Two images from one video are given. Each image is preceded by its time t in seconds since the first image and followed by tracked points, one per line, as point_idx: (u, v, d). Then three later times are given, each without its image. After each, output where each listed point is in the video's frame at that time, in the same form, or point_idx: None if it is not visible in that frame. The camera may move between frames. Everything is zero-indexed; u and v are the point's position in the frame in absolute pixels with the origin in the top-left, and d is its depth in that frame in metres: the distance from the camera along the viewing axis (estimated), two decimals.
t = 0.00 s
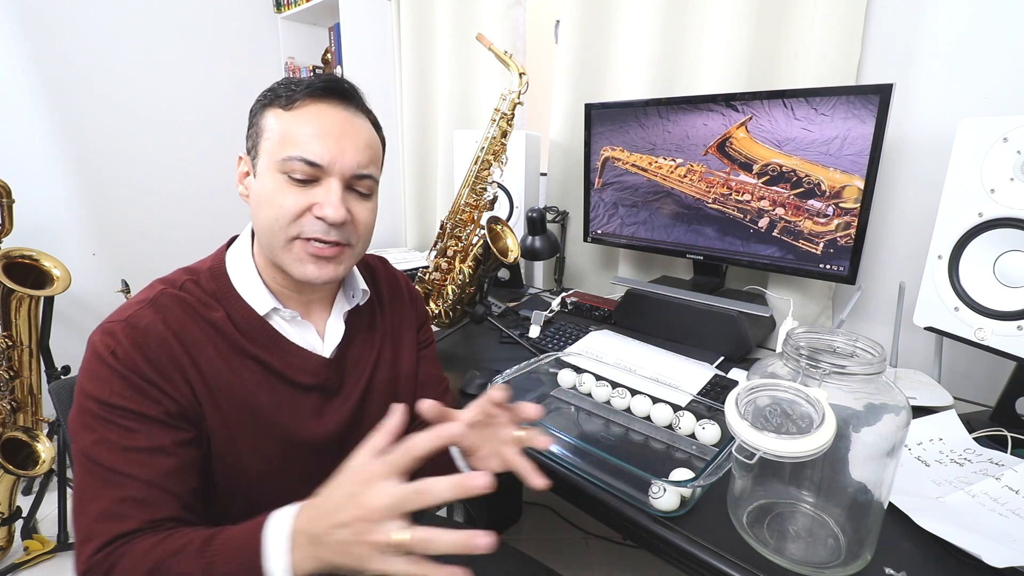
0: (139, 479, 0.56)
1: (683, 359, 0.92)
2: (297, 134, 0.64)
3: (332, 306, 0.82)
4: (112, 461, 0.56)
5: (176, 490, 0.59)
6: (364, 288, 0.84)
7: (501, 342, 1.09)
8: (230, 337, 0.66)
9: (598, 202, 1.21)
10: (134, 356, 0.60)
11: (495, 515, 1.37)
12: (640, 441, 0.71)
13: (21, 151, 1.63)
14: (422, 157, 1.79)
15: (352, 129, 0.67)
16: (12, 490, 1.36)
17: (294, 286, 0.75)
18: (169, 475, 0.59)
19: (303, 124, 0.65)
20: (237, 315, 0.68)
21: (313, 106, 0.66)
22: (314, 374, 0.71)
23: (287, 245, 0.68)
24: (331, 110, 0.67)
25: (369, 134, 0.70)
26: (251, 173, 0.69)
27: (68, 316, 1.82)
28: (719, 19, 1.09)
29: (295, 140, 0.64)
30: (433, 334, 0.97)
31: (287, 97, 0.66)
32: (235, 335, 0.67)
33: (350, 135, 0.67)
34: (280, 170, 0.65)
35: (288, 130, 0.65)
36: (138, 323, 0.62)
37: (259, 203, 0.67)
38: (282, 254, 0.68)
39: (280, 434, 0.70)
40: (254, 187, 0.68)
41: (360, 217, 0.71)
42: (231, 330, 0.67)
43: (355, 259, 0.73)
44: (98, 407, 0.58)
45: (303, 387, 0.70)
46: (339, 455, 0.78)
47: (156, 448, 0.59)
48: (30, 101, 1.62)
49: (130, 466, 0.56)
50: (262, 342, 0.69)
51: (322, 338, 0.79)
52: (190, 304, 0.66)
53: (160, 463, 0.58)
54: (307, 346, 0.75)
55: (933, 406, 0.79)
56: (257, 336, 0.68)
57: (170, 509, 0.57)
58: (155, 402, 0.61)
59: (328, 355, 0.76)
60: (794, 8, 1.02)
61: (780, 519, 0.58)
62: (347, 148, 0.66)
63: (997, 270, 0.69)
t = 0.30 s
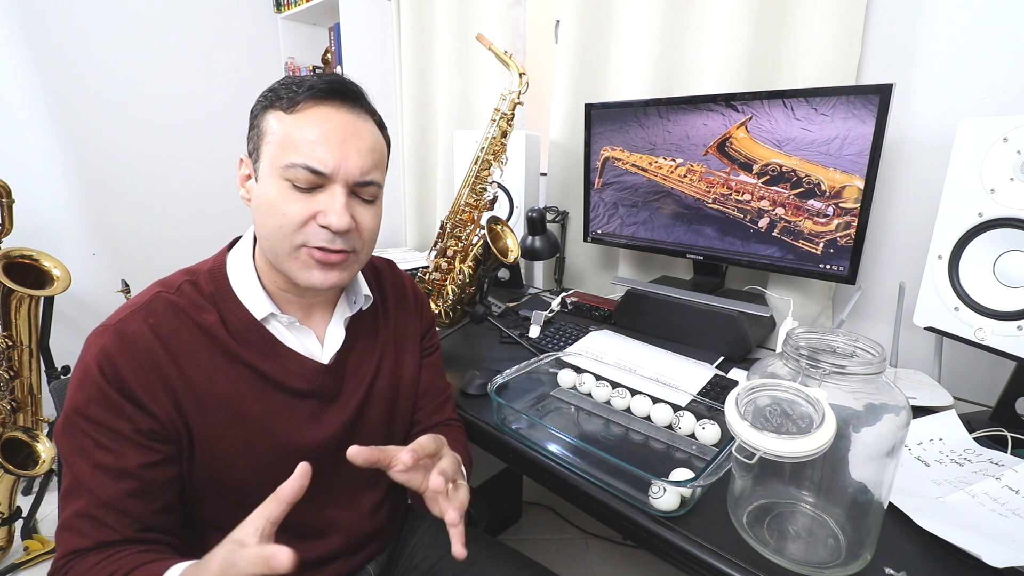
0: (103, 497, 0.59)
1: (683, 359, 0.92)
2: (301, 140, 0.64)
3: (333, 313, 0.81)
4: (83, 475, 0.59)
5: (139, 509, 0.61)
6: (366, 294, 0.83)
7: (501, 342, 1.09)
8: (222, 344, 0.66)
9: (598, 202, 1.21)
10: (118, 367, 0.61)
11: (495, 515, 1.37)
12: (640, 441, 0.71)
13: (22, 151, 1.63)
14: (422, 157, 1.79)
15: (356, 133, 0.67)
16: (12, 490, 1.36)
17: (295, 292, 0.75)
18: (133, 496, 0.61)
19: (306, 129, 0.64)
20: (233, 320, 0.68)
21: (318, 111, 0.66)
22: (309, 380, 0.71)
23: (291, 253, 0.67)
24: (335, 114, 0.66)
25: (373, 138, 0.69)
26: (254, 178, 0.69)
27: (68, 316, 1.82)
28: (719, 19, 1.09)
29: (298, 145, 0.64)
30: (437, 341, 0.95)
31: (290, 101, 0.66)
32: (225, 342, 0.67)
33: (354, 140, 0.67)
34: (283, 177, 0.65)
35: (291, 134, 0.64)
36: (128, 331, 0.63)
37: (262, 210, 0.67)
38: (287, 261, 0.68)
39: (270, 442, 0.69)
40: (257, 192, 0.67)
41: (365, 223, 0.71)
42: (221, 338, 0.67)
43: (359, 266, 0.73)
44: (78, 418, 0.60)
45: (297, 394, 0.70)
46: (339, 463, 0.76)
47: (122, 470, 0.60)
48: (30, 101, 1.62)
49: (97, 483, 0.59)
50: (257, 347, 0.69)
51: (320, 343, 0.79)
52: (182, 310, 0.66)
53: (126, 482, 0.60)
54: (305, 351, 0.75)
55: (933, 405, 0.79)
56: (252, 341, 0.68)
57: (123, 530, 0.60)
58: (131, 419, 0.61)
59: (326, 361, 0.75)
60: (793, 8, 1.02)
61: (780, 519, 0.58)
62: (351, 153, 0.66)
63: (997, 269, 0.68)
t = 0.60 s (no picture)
0: (135, 491, 0.57)
1: (683, 359, 0.92)
2: (314, 148, 0.63)
3: (328, 306, 0.82)
4: (108, 473, 0.56)
5: (175, 500, 0.60)
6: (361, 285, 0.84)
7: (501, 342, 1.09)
8: (227, 340, 0.66)
9: (598, 202, 1.21)
10: (128, 366, 0.60)
11: (495, 515, 1.37)
12: (640, 440, 0.71)
13: (22, 151, 1.63)
14: (422, 157, 1.79)
15: (362, 137, 0.67)
16: (12, 490, 1.36)
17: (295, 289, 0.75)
18: (170, 485, 0.60)
19: (316, 135, 0.64)
20: (232, 318, 0.68)
21: (324, 117, 0.65)
22: (314, 373, 0.71)
23: (311, 258, 0.68)
24: (341, 119, 0.66)
25: (376, 140, 0.70)
26: (256, 185, 0.67)
27: (69, 316, 1.82)
28: (719, 19, 1.09)
29: (310, 152, 0.63)
30: (429, 333, 0.99)
31: (295, 108, 0.64)
32: (230, 337, 0.67)
33: (361, 143, 0.67)
34: (297, 184, 0.64)
35: (301, 142, 0.63)
36: (130, 331, 0.62)
37: (274, 218, 0.66)
38: (306, 267, 0.68)
39: (278, 435, 0.70)
40: (264, 201, 0.66)
41: (376, 222, 0.72)
42: (225, 334, 0.67)
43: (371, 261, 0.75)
44: (93, 419, 0.58)
45: (302, 387, 0.70)
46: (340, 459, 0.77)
47: (155, 460, 0.59)
48: (31, 101, 1.62)
49: (127, 477, 0.57)
50: (258, 343, 0.69)
51: (320, 336, 0.79)
52: (183, 309, 0.66)
53: (156, 475, 0.59)
54: (306, 345, 0.75)
55: (933, 405, 0.79)
56: (253, 338, 0.68)
57: (167, 517, 0.58)
58: (150, 412, 0.60)
59: (327, 353, 0.76)
60: (794, 8, 1.02)
61: (780, 519, 0.58)
62: (362, 157, 0.67)
63: (997, 269, 0.68)
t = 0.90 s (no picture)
0: (159, 484, 0.57)
1: (683, 358, 0.92)
2: (328, 147, 0.63)
3: (333, 304, 0.82)
4: (131, 468, 0.56)
5: (199, 492, 0.60)
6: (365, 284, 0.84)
7: (501, 342, 1.09)
8: (237, 338, 0.67)
9: (598, 202, 1.21)
10: (141, 363, 0.60)
11: (495, 515, 1.37)
12: (640, 440, 0.71)
13: (22, 151, 1.63)
14: (422, 157, 1.79)
15: (376, 139, 0.68)
16: (12, 490, 1.36)
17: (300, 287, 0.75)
18: (193, 477, 0.60)
19: (332, 134, 0.64)
20: (239, 315, 0.68)
21: (339, 117, 0.65)
22: (320, 371, 0.71)
23: (324, 255, 0.68)
24: (355, 119, 0.66)
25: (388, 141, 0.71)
26: (268, 183, 0.67)
27: (69, 316, 1.82)
28: (720, 19, 1.09)
29: (326, 151, 0.63)
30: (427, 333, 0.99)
31: (312, 108, 0.65)
32: (240, 334, 0.67)
33: (375, 144, 0.67)
34: (311, 182, 0.64)
35: (316, 141, 0.63)
36: (141, 328, 0.62)
37: (288, 215, 0.65)
38: (318, 264, 0.68)
39: (288, 432, 0.70)
40: (276, 198, 0.66)
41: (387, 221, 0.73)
42: (235, 330, 0.67)
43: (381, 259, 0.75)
44: (110, 416, 0.57)
45: (310, 384, 0.71)
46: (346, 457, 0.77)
47: (176, 453, 0.59)
48: (31, 101, 1.62)
49: (150, 471, 0.57)
50: (265, 342, 0.68)
51: (325, 334, 0.79)
52: (192, 306, 0.66)
53: (179, 468, 0.59)
54: (312, 343, 0.75)
55: (932, 405, 0.79)
56: (261, 337, 0.68)
57: (194, 507, 0.58)
58: (168, 406, 0.60)
59: (333, 351, 0.75)
60: (794, 7, 1.02)
61: (780, 519, 0.58)
62: (376, 157, 0.67)
63: (997, 270, 0.68)
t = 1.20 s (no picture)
0: (135, 507, 0.58)
1: (683, 359, 0.92)
2: (342, 151, 0.63)
3: (339, 308, 0.82)
4: (113, 487, 0.58)
5: (176, 513, 0.61)
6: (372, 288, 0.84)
7: (501, 342, 1.09)
8: (235, 347, 0.66)
9: (598, 202, 1.21)
10: (134, 376, 0.61)
11: (495, 515, 1.37)
12: (640, 441, 0.71)
13: (21, 152, 1.63)
14: (422, 157, 1.79)
15: (388, 143, 0.68)
16: (12, 490, 1.36)
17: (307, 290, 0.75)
18: (169, 502, 0.61)
19: (345, 138, 0.64)
20: (242, 320, 0.68)
21: (353, 121, 0.65)
22: (322, 377, 0.71)
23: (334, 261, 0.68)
24: (369, 123, 0.66)
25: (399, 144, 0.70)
26: (280, 186, 0.67)
27: (68, 316, 1.82)
28: (720, 19, 1.09)
29: (339, 155, 0.63)
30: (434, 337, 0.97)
31: (326, 110, 0.64)
32: (240, 343, 0.67)
33: (388, 148, 0.67)
34: (324, 186, 0.64)
35: (330, 144, 0.63)
36: (140, 336, 0.62)
37: (299, 219, 0.65)
38: (328, 269, 0.68)
39: (287, 441, 0.69)
40: (288, 201, 0.66)
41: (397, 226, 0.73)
42: (235, 338, 0.67)
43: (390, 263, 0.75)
44: (100, 430, 0.58)
45: (311, 390, 0.70)
46: (346, 458, 0.77)
47: (156, 476, 0.60)
48: (30, 101, 1.62)
49: (130, 492, 0.58)
50: (270, 346, 0.69)
51: (329, 340, 0.79)
52: (193, 314, 0.66)
53: (157, 491, 0.60)
54: (315, 348, 0.75)
55: (932, 405, 0.79)
56: (266, 343, 0.68)
57: (166, 533, 0.59)
58: (155, 425, 0.61)
59: (337, 356, 0.75)
60: (794, 8, 1.02)
61: (780, 519, 0.58)
62: (389, 161, 0.67)
63: (997, 269, 0.68)
